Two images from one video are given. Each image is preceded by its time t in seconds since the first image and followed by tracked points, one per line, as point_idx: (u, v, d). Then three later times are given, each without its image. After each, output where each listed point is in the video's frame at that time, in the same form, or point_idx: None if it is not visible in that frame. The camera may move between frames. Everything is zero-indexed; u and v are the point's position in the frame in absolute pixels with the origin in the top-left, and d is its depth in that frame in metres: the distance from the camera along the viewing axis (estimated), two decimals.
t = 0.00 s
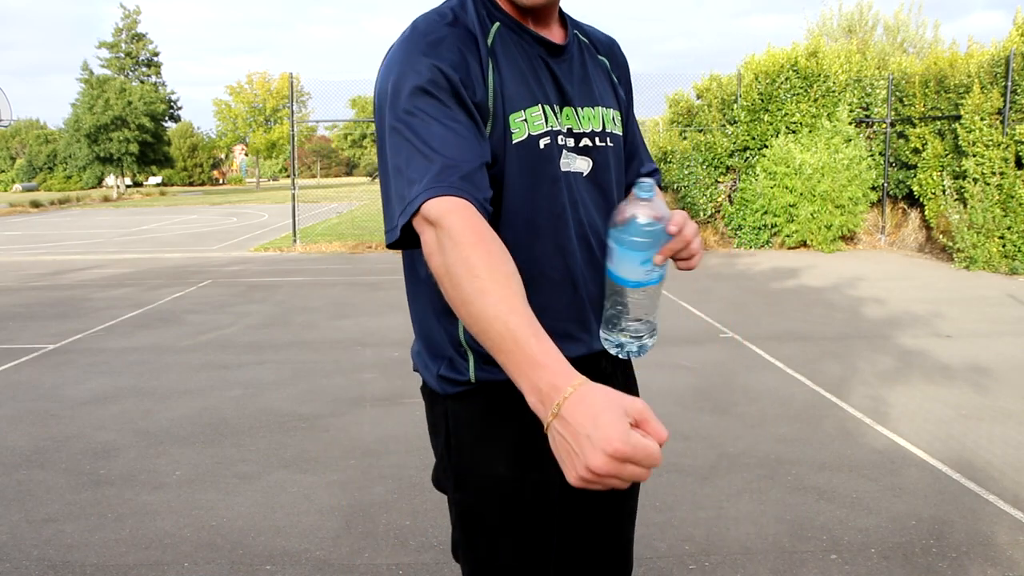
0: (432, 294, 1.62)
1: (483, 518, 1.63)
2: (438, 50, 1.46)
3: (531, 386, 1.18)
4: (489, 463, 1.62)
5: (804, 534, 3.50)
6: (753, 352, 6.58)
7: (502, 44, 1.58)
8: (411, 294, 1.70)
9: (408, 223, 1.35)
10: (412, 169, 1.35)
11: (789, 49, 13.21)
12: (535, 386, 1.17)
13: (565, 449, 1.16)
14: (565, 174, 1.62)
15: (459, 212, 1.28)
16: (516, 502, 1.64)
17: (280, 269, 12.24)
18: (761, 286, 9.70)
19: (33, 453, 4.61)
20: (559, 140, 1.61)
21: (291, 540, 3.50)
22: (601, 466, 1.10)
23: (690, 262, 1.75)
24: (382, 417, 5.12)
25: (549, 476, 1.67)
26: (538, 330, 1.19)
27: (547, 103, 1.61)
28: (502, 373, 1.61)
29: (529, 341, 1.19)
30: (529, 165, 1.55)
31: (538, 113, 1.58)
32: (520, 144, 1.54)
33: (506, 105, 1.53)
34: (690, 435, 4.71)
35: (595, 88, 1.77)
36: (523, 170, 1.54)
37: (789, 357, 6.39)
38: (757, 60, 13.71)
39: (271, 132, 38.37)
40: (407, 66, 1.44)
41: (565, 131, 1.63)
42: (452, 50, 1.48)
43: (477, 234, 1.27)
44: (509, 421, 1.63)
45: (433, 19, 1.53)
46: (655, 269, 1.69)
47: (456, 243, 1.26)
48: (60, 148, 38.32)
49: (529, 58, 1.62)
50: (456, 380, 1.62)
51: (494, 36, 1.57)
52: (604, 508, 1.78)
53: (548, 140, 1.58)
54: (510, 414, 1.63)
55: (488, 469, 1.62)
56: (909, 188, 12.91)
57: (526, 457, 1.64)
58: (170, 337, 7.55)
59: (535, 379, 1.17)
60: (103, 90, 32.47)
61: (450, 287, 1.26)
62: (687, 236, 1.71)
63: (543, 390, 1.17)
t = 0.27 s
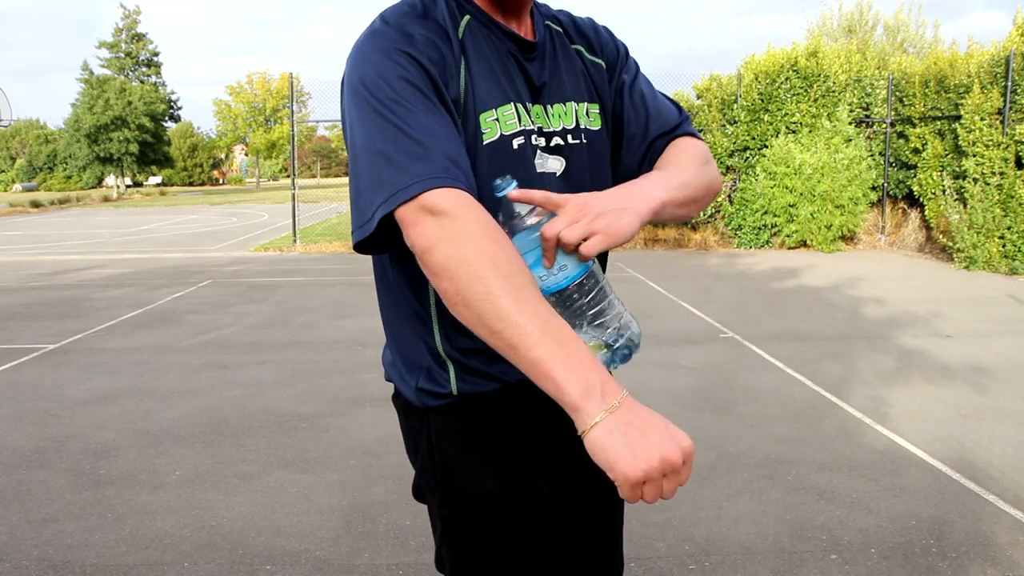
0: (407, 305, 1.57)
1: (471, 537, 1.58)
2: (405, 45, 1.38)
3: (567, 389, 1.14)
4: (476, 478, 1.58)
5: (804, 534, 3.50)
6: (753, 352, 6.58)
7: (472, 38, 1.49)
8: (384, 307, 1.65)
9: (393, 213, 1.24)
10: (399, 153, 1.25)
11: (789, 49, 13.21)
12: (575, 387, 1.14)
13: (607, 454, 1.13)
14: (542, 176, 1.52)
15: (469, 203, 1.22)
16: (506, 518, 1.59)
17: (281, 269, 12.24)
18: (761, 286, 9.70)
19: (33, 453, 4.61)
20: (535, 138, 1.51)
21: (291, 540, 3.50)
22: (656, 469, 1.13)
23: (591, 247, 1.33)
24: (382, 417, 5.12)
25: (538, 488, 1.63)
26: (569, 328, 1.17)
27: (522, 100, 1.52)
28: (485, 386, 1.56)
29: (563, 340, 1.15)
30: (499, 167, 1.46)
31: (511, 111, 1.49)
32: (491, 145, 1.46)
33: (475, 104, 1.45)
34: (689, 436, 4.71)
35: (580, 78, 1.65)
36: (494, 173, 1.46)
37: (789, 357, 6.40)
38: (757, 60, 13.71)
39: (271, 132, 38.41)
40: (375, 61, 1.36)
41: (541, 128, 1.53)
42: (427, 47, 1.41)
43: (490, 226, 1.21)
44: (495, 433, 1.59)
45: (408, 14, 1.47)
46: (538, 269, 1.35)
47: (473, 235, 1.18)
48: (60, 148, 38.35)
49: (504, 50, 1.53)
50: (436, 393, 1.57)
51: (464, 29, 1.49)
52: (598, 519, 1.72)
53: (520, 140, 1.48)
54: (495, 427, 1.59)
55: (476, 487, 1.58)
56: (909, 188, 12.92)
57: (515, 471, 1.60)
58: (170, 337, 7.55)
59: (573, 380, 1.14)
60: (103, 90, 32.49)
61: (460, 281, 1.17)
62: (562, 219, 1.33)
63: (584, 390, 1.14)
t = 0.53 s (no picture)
0: (384, 310, 1.57)
1: (451, 542, 1.60)
2: (372, 40, 1.35)
3: (551, 392, 1.12)
4: (457, 483, 1.59)
5: (804, 533, 3.50)
6: (753, 352, 6.58)
7: (447, 32, 1.46)
8: (364, 313, 1.65)
9: (364, 212, 1.23)
10: (369, 152, 1.24)
11: (789, 49, 13.21)
12: (557, 391, 1.12)
13: (591, 460, 1.12)
14: (519, 173, 1.51)
15: (443, 201, 1.20)
16: (485, 522, 1.61)
17: (281, 269, 12.24)
18: (761, 286, 9.70)
19: (33, 452, 4.61)
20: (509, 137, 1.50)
21: (290, 540, 3.50)
22: (642, 473, 1.11)
23: (553, 258, 1.22)
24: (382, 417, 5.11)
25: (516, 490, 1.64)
26: (549, 329, 1.15)
27: (497, 96, 1.50)
28: (464, 392, 1.56)
29: (542, 344, 1.13)
30: (473, 166, 1.46)
31: (485, 108, 1.47)
32: (464, 143, 1.45)
33: (447, 101, 1.44)
34: (689, 436, 4.71)
35: (561, 69, 1.61)
36: (467, 172, 1.46)
37: (789, 357, 6.39)
38: (757, 60, 13.70)
39: (271, 132, 38.42)
40: (340, 58, 1.34)
41: (517, 126, 1.52)
42: (396, 43, 1.37)
43: (465, 225, 1.19)
44: (474, 440, 1.59)
45: (376, 6, 1.43)
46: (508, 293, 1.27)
47: (449, 235, 1.17)
48: (60, 148, 38.32)
49: (477, 45, 1.49)
50: (413, 399, 1.57)
51: (439, 24, 1.46)
52: (586, 519, 1.71)
53: (494, 139, 1.47)
54: (475, 433, 1.59)
55: (455, 493, 1.58)
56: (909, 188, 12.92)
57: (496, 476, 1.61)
58: (170, 337, 7.55)
59: (555, 384, 1.12)
60: (103, 90, 32.48)
61: (435, 283, 1.15)
62: (517, 234, 1.23)
63: (566, 393, 1.12)
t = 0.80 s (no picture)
0: (374, 315, 1.57)
1: (443, 544, 1.60)
2: (350, 40, 1.35)
3: (515, 418, 1.12)
4: (449, 487, 1.59)
5: (804, 534, 3.50)
6: (753, 352, 6.58)
7: (428, 28, 1.45)
8: (356, 320, 1.65)
9: (338, 218, 1.22)
10: (345, 157, 1.23)
11: (789, 49, 13.20)
12: (521, 417, 1.12)
13: (551, 486, 1.12)
14: (508, 169, 1.51)
15: (419, 215, 1.19)
16: (478, 525, 1.61)
17: (281, 269, 12.24)
18: (761, 286, 9.70)
19: (33, 453, 4.61)
20: (495, 132, 1.49)
21: (290, 540, 3.50)
22: (601, 506, 1.11)
23: (533, 263, 1.23)
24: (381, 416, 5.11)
25: (512, 493, 1.63)
26: (518, 352, 1.14)
27: (482, 92, 1.49)
28: (455, 396, 1.55)
29: (511, 367, 1.13)
30: (458, 163, 1.46)
31: (471, 104, 1.47)
32: (449, 140, 1.45)
33: (432, 98, 1.43)
34: (689, 436, 4.71)
35: (547, 62, 1.59)
36: (453, 168, 1.46)
37: (789, 357, 6.39)
38: (757, 60, 13.68)
39: (271, 132, 38.43)
40: (318, 59, 1.33)
41: (503, 122, 1.51)
42: (374, 42, 1.36)
43: (441, 240, 1.18)
44: (467, 443, 1.59)
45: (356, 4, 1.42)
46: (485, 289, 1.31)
47: (422, 249, 1.16)
48: (60, 148, 38.30)
49: (460, 41, 1.48)
50: (405, 403, 1.57)
51: (420, 19, 1.45)
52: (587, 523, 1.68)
53: (480, 135, 1.47)
54: (468, 437, 1.59)
55: (446, 496, 1.59)
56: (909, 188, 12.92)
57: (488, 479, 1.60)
58: (170, 337, 7.55)
59: (520, 408, 1.12)
60: (103, 90, 32.48)
61: (405, 296, 1.15)
62: (499, 234, 1.23)
63: (530, 420, 1.12)
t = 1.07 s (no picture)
0: (369, 317, 1.57)
1: (442, 544, 1.61)
2: (348, 43, 1.34)
3: (530, 426, 1.12)
4: (447, 488, 1.59)
5: (803, 534, 3.50)
6: (753, 352, 6.58)
7: (426, 30, 1.45)
8: (353, 322, 1.65)
9: (343, 229, 1.23)
10: (348, 166, 1.23)
11: (789, 49, 13.20)
12: (537, 424, 1.12)
13: (569, 492, 1.12)
14: (505, 172, 1.51)
15: (424, 227, 1.20)
16: (473, 525, 1.61)
17: (281, 269, 12.24)
18: (761, 286, 9.70)
19: (33, 453, 4.61)
20: (493, 136, 1.49)
21: (290, 540, 3.51)
22: (620, 509, 1.11)
23: (549, 294, 1.24)
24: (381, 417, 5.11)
25: (504, 494, 1.63)
26: (531, 358, 1.14)
27: (480, 95, 1.48)
28: (453, 398, 1.55)
29: (524, 374, 1.13)
30: (455, 166, 1.46)
31: (468, 107, 1.46)
32: (447, 144, 1.44)
33: (429, 101, 1.43)
34: (689, 436, 4.71)
35: (544, 63, 1.59)
36: (451, 172, 1.46)
37: (789, 357, 6.39)
38: (757, 60, 13.68)
39: (271, 132, 38.44)
40: (315, 64, 1.33)
41: (501, 124, 1.50)
42: (372, 46, 1.36)
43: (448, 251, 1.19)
44: (464, 444, 1.59)
45: (354, 6, 1.42)
46: (501, 318, 1.28)
47: (431, 260, 1.16)
48: (60, 148, 38.30)
49: (458, 43, 1.47)
50: (403, 405, 1.57)
51: (418, 20, 1.44)
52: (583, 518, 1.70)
53: (478, 139, 1.47)
54: (466, 438, 1.59)
55: (444, 496, 1.59)
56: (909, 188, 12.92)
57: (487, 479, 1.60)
58: (170, 337, 7.55)
59: (535, 416, 1.12)
60: (103, 90, 32.48)
61: (416, 308, 1.15)
62: (513, 268, 1.24)
63: (546, 427, 1.12)
